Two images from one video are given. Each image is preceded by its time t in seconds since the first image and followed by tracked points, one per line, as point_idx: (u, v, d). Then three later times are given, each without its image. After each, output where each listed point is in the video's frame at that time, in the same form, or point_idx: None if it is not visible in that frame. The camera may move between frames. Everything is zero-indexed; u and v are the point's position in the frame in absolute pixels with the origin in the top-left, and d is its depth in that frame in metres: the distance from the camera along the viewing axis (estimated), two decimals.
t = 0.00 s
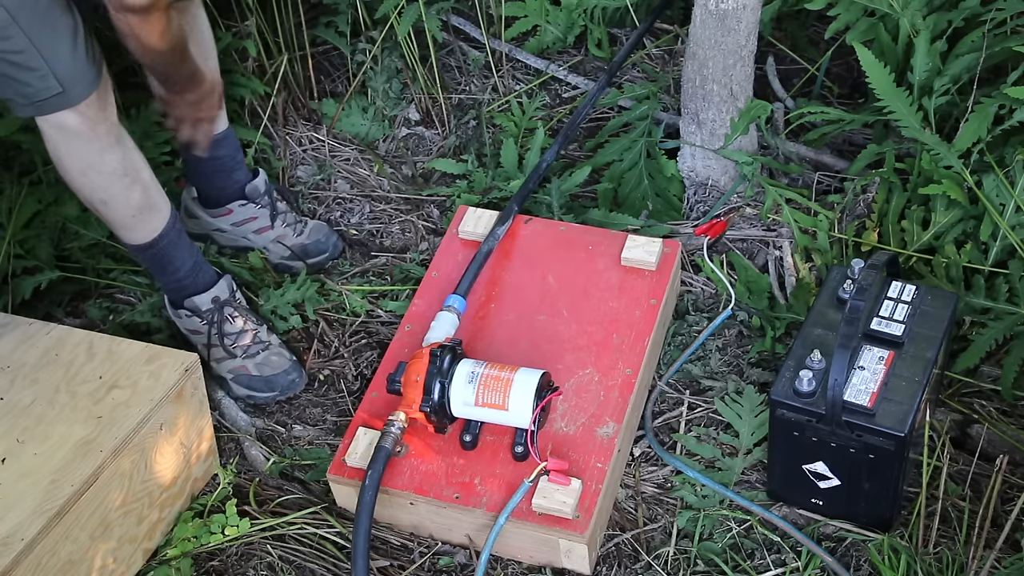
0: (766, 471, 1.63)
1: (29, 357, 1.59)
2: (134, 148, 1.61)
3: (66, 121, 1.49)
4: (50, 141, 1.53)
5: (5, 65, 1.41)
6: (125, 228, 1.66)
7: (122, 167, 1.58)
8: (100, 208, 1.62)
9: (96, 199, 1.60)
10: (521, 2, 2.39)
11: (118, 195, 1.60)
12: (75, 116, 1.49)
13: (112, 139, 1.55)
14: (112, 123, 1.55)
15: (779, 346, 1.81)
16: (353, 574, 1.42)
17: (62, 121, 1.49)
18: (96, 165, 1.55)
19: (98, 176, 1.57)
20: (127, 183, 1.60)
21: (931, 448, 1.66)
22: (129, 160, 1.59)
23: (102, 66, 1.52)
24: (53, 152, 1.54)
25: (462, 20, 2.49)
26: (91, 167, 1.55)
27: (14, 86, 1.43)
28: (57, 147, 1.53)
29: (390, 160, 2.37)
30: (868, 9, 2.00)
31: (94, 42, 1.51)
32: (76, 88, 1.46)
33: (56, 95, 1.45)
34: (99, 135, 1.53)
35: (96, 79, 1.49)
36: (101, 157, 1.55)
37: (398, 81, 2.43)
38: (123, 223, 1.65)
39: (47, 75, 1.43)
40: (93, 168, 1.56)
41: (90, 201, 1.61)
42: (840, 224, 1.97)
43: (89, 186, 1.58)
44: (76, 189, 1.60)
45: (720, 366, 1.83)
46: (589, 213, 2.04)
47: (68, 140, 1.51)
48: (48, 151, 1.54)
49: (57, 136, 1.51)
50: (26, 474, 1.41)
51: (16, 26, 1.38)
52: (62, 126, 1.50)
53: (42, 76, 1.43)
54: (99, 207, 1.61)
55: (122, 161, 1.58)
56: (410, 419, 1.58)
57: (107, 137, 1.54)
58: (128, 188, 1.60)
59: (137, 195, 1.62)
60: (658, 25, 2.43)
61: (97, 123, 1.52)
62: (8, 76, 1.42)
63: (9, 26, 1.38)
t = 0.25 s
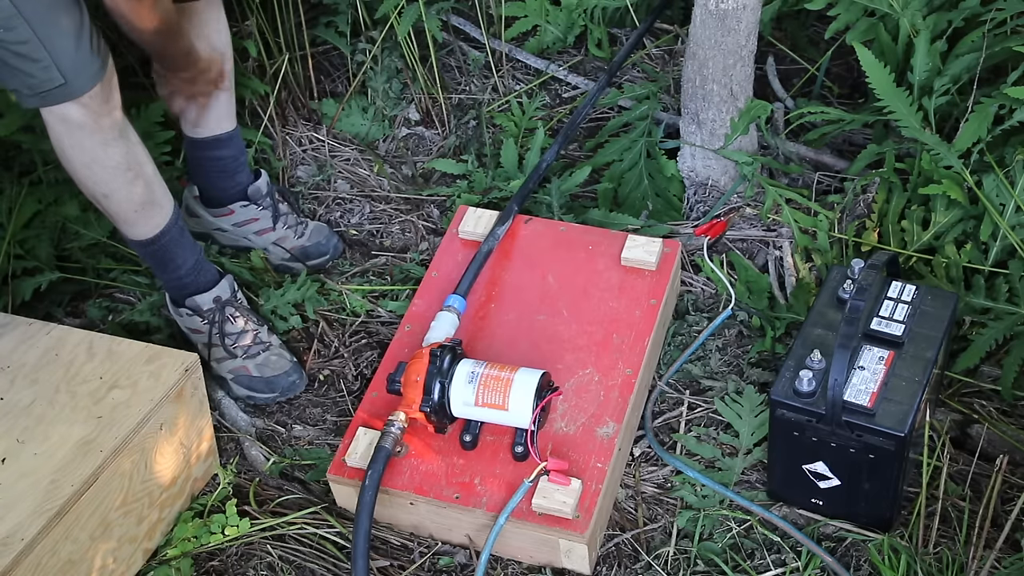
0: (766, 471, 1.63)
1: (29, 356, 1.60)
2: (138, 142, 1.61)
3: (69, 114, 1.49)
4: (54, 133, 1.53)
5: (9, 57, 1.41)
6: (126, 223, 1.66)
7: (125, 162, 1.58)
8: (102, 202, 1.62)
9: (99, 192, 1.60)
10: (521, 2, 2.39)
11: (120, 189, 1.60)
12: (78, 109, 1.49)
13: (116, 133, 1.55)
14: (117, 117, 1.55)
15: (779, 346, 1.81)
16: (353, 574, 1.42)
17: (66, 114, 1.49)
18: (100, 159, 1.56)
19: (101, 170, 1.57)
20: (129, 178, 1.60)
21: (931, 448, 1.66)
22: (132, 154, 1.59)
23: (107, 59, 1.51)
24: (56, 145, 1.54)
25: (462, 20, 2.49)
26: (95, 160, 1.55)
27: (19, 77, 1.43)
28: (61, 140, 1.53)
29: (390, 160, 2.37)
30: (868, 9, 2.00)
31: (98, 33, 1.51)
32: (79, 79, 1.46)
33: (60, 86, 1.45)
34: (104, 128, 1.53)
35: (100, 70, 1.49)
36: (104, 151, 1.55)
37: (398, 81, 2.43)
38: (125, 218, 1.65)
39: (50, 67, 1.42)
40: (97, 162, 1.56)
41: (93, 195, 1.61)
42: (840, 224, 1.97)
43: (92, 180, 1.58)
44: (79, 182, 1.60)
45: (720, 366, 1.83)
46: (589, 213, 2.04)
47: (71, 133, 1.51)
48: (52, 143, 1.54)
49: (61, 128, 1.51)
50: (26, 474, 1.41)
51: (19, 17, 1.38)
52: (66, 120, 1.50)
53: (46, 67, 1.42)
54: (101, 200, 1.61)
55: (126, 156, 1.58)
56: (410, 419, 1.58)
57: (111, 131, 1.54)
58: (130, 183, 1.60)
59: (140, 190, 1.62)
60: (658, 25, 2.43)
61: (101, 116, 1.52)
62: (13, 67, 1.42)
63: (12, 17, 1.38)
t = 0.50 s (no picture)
0: (766, 471, 1.63)
1: (29, 356, 1.60)
2: (138, 140, 1.62)
3: (70, 112, 1.50)
4: (55, 130, 1.53)
5: (10, 53, 1.40)
6: (126, 221, 1.66)
7: (126, 159, 1.58)
8: (103, 199, 1.62)
9: (99, 189, 1.60)
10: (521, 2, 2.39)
11: (120, 187, 1.60)
12: (80, 106, 1.49)
13: (116, 131, 1.56)
14: (118, 114, 1.56)
15: (779, 346, 1.81)
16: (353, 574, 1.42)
17: (68, 111, 1.49)
18: (100, 156, 1.56)
19: (102, 167, 1.57)
20: (129, 175, 1.60)
21: (930, 448, 1.66)
22: (133, 152, 1.60)
23: (107, 55, 1.51)
24: (58, 142, 1.54)
25: (462, 20, 2.49)
26: (96, 158, 1.56)
27: (19, 72, 1.43)
28: (61, 136, 1.53)
29: (391, 160, 2.37)
30: (868, 9, 2.00)
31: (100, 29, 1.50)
32: (80, 76, 1.45)
33: (61, 82, 1.44)
34: (105, 125, 1.54)
35: (102, 67, 1.49)
36: (105, 148, 1.55)
37: (398, 81, 2.43)
38: (125, 216, 1.65)
39: (51, 63, 1.42)
40: (98, 159, 1.56)
41: (93, 192, 1.61)
42: (840, 224, 1.97)
43: (92, 177, 1.58)
44: (79, 179, 1.60)
45: (719, 366, 1.83)
46: (589, 213, 2.04)
47: (72, 130, 1.52)
48: (53, 140, 1.55)
49: (62, 124, 1.51)
50: (26, 474, 1.41)
51: (21, 14, 1.37)
52: (67, 119, 1.50)
53: (47, 64, 1.42)
54: (101, 197, 1.62)
55: (126, 153, 1.58)
56: (410, 419, 1.58)
57: (112, 128, 1.55)
58: (130, 181, 1.61)
59: (140, 188, 1.62)
60: (658, 25, 2.43)
61: (103, 114, 1.52)
62: (14, 63, 1.41)
63: (14, 13, 1.37)
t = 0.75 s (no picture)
0: (766, 471, 1.63)
1: (29, 356, 1.60)
2: (137, 138, 1.61)
3: (69, 111, 1.49)
4: (54, 129, 1.52)
5: (9, 51, 1.40)
6: (125, 219, 1.66)
7: (125, 158, 1.58)
8: (101, 198, 1.62)
9: (98, 188, 1.60)
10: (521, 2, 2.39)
11: (119, 185, 1.60)
12: (80, 105, 1.49)
13: (116, 130, 1.55)
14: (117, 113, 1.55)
15: (779, 346, 1.81)
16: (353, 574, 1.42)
17: (68, 110, 1.49)
18: (99, 155, 1.55)
19: (101, 165, 1.57)
20: (129, 173, 1.60)
21: (931, 448, 1.66)
22: (132, 150, 1.60)
23: (107, 56, 1.51)
24: (57, 141, 1.54)
25: (462, 20, 2.49)
26: (95, 157, 1.55)
27: (18, 70, 1.43)
28: (60, 135, 1.52)
29: (391, 160, 2.37)
30: (868, 9, 2.00)
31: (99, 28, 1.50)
32: (80, 75, 1.46)
33: (60, 81, 1.44)
34: (104, 125, 1.53)
35: (101, 66, 1.49)
36: (104, 147, 1.55)
37: (398, 81, 2.43)
38: (124, 214, 1.65)
39: (51, 62, 1.42)
40: (96, 158, 1.55)
41: (92, 191, 1.60)
42: (840, 224, 1.97)
43: (91, 176, 1.58)
44: (78, 178, 1.59)
45: (720, 366, 1.83)
46: (589, 213, 2.04)
47: (72, 129, 1.51)
48: (52, 138, 1.54)
49: (62, 123, 1.50)
50: (25, 474, 1.41)
51: (21, 13, 1.37)
52: (67, 118, 1.50)
53: (47, 62, 1.42)
54: (100, 196, 1.61)
55: (125, 151, 1.58)
56: (410, 419, 1.58)
57: (111, 126, 1.54)
58: (130, 179, 1.60)
59: (139, 186, 1.62)
60: (658, 25, 2.44)
61: (102, 113, 1.52)
62: (13, 61, 1.42)
63: (14, 12, 1.37)
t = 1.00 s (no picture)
0: (766, 471, 1.63)
1: (29, 356, 1.60)
2: (137, 139, 1.61)
3: (71, 114, 1.49)
4: (55, 132, 1.52)
5: (11, 55, 1.41)
6: (127, 220, 1.66)
7: (127, 159, 1.58)
8: (103, 199, 1.62)
9: (99, 190, 1.60)
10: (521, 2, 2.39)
11: (121, 187, 1.60)
12: (82, 107, 1.49)
13: (117, 131, 1.55)
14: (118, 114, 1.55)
15: (779, 346, 1.81)
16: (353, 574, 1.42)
17: (69, 113, 1.49)
18: (100, 157, 1.55)
19: (103, 167, 1.57)
20: (130, 175, 1.60)
21: (931, 448, 1.66)
22: (133, 151, 1.60)
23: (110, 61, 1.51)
24: (58, 144, 1.54)
25: (462, 20, 2.49)
26: (96, 159, 1.55)
27: (19, 74, 1.43)
28: (62, 138, 1.52)
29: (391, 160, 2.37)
30: (868, 9, 2.00)
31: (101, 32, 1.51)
32: (82, 80, 1.46)
33: (62, 85, 1.44)
34: (106, 127, 1.53)
35: (104, 70, 1.49)
36: (106, 149, 1.55)
37: (398, 81, 2.43)
38: (126, 215, 1.65)
39: (52, 66, 1.42)
40: (98, 160, 1.56)
41: (94, 193, 1.61)
42: (840, 224, 1.97)
43: (93, 178, 1.58)
44: (79, 180, 1.60)
45: (720, 366, 1.83)
46: (589, 213, 2.04)
47: (74, 132, 1.51)
48: (53, 141, 1.54)
49: (63, 127, 1.51)
50: (25, 474, 1.41)
51: (21, 17, 1.37)
52: (69, 121, 1.50)
53: (48, 67, 1.42)
54: (103, 199, 1.62)
55: (127, 153, 1.58)
56: (410, 419, 1.58)
57: (113, 128, 1.54)
58: (131, 180, 1.61)
59: (141, 187, 1.62)
60: (658, 25, 2.44)
61: (103, 115, 1.52)
62: (14, 66, 1.42)
63: (15, 17, 1.37)
